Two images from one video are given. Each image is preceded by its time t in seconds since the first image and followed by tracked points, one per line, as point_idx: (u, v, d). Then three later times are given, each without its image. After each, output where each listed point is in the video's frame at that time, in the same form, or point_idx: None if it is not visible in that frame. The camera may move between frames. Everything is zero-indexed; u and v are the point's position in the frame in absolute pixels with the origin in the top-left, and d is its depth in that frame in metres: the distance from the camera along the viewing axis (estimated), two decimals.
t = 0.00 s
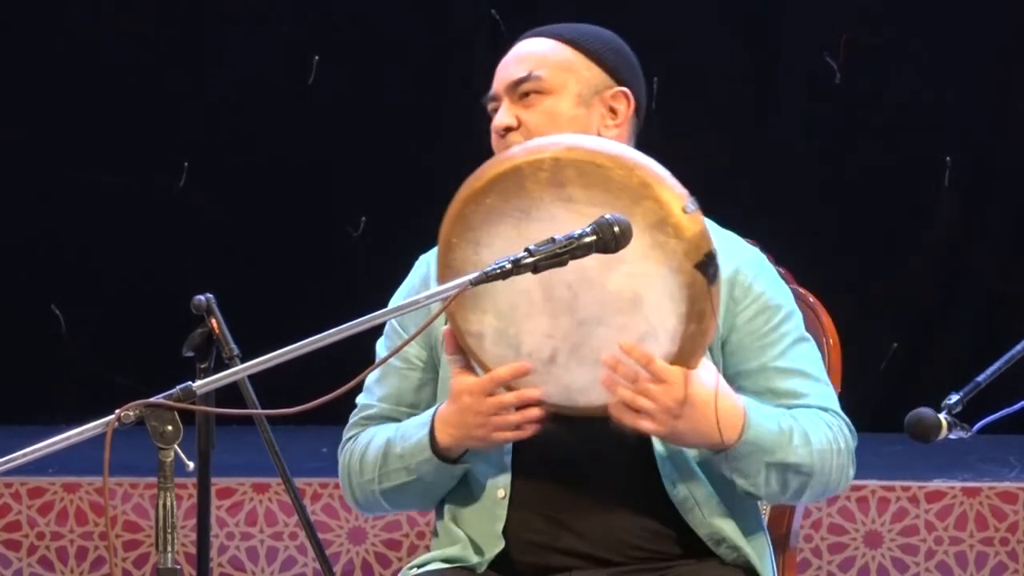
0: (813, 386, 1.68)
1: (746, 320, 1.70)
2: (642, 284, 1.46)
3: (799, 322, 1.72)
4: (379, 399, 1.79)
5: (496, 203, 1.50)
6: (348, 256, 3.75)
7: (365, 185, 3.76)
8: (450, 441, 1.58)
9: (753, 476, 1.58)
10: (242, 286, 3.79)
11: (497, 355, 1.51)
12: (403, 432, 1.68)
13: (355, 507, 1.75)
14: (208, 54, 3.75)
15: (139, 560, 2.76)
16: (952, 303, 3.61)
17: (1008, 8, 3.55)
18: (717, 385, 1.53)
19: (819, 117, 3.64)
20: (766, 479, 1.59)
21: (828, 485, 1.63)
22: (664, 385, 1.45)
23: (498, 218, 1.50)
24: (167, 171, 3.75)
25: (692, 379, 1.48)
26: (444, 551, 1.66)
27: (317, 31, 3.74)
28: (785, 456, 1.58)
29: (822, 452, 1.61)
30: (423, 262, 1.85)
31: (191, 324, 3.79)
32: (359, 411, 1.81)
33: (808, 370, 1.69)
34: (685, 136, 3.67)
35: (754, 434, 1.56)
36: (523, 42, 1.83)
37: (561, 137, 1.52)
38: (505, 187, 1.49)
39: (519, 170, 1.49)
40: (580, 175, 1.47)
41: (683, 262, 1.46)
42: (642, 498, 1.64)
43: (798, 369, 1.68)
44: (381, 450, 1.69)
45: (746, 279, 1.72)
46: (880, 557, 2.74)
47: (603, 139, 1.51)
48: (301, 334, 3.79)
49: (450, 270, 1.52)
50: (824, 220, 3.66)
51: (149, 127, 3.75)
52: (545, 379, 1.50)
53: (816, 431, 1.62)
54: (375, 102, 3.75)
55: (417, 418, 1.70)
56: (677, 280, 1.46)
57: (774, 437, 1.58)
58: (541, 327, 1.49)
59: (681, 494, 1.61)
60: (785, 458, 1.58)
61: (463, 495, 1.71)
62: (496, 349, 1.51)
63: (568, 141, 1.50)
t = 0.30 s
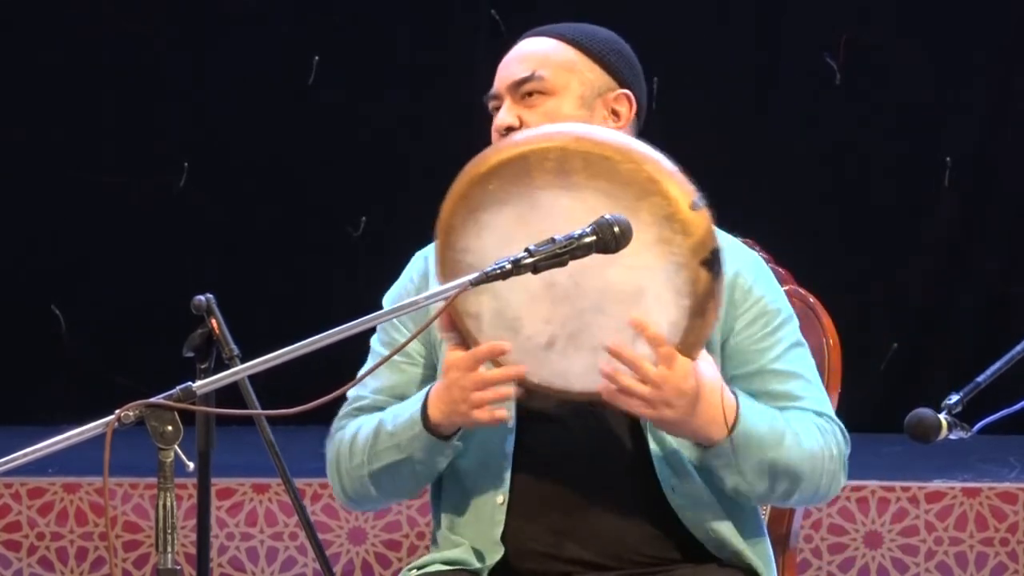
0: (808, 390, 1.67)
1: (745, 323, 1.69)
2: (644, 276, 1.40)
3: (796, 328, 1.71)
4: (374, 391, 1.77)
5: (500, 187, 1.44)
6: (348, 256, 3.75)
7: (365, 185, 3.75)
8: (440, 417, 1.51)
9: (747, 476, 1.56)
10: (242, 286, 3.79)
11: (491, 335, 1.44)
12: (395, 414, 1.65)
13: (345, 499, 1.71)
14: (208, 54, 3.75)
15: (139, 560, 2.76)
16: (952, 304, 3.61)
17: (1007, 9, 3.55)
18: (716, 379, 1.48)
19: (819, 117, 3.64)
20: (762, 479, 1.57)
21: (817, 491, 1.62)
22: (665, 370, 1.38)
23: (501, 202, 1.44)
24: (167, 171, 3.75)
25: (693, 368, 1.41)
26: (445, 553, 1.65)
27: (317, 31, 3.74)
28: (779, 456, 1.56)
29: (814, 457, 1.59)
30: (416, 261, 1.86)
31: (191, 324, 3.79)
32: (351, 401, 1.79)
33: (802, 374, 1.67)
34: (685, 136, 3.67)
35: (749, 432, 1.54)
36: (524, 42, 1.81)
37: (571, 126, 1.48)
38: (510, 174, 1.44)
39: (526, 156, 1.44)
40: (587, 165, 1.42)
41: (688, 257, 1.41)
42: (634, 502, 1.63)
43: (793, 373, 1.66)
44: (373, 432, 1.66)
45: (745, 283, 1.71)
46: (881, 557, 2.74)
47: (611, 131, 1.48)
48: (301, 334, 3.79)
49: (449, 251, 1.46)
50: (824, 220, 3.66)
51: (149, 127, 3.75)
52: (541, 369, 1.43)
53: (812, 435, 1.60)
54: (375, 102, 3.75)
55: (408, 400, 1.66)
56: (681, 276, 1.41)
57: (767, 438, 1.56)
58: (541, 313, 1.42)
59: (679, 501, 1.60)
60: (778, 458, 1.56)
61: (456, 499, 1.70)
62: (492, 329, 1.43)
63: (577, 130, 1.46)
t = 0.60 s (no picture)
0: (799, 402, 1.68)
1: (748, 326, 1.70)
2: (687, 308, 1.43)
3: (795, 335, 1.72)
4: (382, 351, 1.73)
5: (590, 168, 1.46)
6: (347, 256, 3.75)
7: (365, 185, 3.75)
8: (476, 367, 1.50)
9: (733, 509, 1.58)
10: (242, 286, 3.79)
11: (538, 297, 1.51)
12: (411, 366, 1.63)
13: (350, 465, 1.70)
14: (208, 54, 3.75)
15: (139, 560, 2.76)
16: (952, 303, 3.61)
17: (1007, 9, 3.55)
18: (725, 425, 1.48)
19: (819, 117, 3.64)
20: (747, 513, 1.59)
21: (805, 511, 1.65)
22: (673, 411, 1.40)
23: (585, 185, 1.47)
24: (167, 171, 3.76)
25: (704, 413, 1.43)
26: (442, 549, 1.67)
27: (317, 31, 3.73)
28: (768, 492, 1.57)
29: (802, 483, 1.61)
30: (429, 228, 1.84)
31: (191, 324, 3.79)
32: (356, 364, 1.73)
33: (794, 385, 1.68)
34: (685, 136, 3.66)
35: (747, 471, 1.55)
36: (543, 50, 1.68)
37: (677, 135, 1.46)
38: (603, 157, 1.45)
39: (624, 151, 1.44)
40: (672, 184, 1.41)
41: (730, 309, 1.41)
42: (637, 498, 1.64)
43: (785, 385, 1.68)
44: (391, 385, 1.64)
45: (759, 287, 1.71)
46: (880, 557, 2.74)
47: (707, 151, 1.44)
48: (300, 334, 3.79)
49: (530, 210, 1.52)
50: (824, 220, 3.66)
51: (149, 127, 3.76)
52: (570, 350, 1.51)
53: (797, 460, 1.62)
54: (375, 101, 3.75)
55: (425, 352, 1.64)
56: (719, 321, 1.41)
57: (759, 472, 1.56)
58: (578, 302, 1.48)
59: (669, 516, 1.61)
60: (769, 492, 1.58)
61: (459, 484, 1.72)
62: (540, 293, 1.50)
63: (683, 146, 1.43)
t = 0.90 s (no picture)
0: (811, 418, 1.73)
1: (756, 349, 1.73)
2: (699, 314, 1.51)
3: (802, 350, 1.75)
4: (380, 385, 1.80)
5: (579, 200, 1.53)
6: (347, 256, 3.75)
7: (365, 184, 3.75)
8: (474, 427, 1.59)
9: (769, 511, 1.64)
10: (242, 286, 3.79)
11: (536, 349, 1.53)
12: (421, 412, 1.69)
13: (347, 487, 1.76)
14: (208, 55, 3.75)
15: (139, 560, 2.76)
16: (952, 303, 3.61)
17: (1008, 8, 3.55)
18: (749, 429, 1.53)
19: (819, 117, 3.64)
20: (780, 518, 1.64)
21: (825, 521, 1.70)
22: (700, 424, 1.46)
23: (578, 216, 1.53)
24: (167, 171, 3.76)
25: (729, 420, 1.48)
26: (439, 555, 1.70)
27: (317, 30, 3.73)
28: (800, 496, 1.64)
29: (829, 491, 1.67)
30: (423, 249, 1.85)
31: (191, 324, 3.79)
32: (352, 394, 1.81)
33: (804, 401, 1.73)
34: (684, 136, 3.66)
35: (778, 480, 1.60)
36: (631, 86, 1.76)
37: (655, 152, 1.56)
38: (591, 188, 1.53)
39: (609, 174, 1.53)
40: (666, 195, 1.51)
41: (744, 305, 1.50)
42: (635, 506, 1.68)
43: (797, 401, 1.73)
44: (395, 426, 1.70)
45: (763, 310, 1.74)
46: (881, 557, 2.75)
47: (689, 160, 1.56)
48: (300, 334, 3.79)
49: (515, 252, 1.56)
50: (824, 219, 3.66)
51: (149, 127, 3.76)
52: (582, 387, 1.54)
53: (823, 471, 1.67)
54: (375, 101, 3.75)
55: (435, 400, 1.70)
56: (734, 321, 1.50)
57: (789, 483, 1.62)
58: (589, 335, 1.53)
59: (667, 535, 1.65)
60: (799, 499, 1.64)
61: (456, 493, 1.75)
62: (540, 342, 1.53)
63: (664, 157, 1.54)
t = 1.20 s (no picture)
0: (811, 412, 1.73)
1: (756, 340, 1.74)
2: (695, 310, 1.47)
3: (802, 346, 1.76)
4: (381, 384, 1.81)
5: (571, 197, 1.49)
6: (347, 256, 3.75)
7: (365, 184, 3.75)
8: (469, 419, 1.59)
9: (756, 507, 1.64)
10: (242, 286, 3.79)
11: (533, 343, 1.52)
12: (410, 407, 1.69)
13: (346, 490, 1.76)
14: (208, 54, 3.75)
15: (139, 560, 2.76)
16: (951, 303, 3.61)
17: (1008, 8, 3.55)
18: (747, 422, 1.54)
19: (819, 117, 3.64)
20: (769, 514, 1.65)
21: (820, 517, 1.70)
22: (693, 412, 1.46)
23: (570, 212, 1.50)
24: (167, 171, 3.76)
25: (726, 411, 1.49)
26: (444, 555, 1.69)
27: (317, 31, 3.73)
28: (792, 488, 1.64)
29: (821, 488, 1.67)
30: (424, 251, 1.85)
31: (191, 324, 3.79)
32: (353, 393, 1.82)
33: (804, 395, 1.73)
34: (684, 136, 3.67)
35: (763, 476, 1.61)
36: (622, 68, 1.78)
37: (646, 144, 1.51)
38: (580, 185, 1.49)
39: (600, 171, 1.48)
40: (658, 190, 1.47)
41: (742, 298, 1.47)
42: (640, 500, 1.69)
43: (796, 395, 1.72)
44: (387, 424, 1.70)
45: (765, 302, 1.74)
46: (881, 557, 2.75)
47: (681, 153, 1.51)
48: (300, 334, 3.79)
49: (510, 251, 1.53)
50: (824, 219, 3.66)
51: (149, 127, 3.76)
52: (580, 381, 1.51)
53: (816, 468, 1.68)
54: (376, 101, 3.75)
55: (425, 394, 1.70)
56: (731, 314, 1.47)
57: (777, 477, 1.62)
58: (584, 329, 1.50)
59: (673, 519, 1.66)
60: (788, 498, 1.64)
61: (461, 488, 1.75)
62: (537, 338, 1.52)
63: (655, 151, 1.49)
